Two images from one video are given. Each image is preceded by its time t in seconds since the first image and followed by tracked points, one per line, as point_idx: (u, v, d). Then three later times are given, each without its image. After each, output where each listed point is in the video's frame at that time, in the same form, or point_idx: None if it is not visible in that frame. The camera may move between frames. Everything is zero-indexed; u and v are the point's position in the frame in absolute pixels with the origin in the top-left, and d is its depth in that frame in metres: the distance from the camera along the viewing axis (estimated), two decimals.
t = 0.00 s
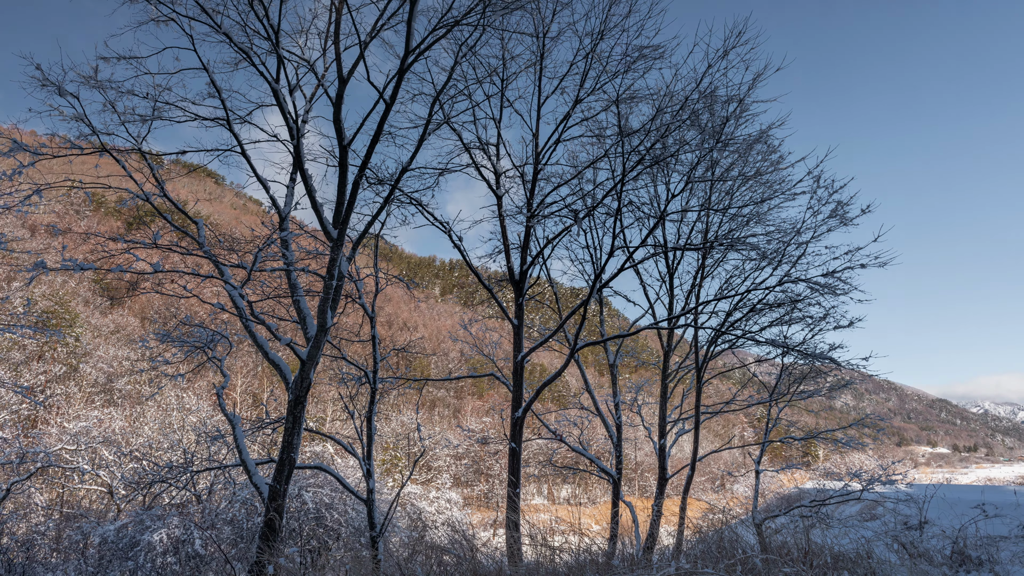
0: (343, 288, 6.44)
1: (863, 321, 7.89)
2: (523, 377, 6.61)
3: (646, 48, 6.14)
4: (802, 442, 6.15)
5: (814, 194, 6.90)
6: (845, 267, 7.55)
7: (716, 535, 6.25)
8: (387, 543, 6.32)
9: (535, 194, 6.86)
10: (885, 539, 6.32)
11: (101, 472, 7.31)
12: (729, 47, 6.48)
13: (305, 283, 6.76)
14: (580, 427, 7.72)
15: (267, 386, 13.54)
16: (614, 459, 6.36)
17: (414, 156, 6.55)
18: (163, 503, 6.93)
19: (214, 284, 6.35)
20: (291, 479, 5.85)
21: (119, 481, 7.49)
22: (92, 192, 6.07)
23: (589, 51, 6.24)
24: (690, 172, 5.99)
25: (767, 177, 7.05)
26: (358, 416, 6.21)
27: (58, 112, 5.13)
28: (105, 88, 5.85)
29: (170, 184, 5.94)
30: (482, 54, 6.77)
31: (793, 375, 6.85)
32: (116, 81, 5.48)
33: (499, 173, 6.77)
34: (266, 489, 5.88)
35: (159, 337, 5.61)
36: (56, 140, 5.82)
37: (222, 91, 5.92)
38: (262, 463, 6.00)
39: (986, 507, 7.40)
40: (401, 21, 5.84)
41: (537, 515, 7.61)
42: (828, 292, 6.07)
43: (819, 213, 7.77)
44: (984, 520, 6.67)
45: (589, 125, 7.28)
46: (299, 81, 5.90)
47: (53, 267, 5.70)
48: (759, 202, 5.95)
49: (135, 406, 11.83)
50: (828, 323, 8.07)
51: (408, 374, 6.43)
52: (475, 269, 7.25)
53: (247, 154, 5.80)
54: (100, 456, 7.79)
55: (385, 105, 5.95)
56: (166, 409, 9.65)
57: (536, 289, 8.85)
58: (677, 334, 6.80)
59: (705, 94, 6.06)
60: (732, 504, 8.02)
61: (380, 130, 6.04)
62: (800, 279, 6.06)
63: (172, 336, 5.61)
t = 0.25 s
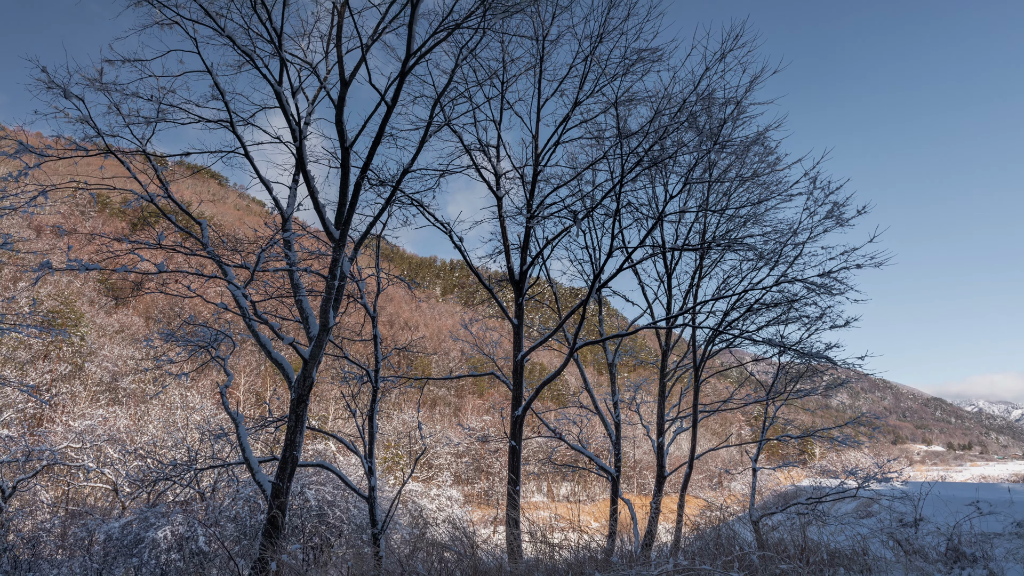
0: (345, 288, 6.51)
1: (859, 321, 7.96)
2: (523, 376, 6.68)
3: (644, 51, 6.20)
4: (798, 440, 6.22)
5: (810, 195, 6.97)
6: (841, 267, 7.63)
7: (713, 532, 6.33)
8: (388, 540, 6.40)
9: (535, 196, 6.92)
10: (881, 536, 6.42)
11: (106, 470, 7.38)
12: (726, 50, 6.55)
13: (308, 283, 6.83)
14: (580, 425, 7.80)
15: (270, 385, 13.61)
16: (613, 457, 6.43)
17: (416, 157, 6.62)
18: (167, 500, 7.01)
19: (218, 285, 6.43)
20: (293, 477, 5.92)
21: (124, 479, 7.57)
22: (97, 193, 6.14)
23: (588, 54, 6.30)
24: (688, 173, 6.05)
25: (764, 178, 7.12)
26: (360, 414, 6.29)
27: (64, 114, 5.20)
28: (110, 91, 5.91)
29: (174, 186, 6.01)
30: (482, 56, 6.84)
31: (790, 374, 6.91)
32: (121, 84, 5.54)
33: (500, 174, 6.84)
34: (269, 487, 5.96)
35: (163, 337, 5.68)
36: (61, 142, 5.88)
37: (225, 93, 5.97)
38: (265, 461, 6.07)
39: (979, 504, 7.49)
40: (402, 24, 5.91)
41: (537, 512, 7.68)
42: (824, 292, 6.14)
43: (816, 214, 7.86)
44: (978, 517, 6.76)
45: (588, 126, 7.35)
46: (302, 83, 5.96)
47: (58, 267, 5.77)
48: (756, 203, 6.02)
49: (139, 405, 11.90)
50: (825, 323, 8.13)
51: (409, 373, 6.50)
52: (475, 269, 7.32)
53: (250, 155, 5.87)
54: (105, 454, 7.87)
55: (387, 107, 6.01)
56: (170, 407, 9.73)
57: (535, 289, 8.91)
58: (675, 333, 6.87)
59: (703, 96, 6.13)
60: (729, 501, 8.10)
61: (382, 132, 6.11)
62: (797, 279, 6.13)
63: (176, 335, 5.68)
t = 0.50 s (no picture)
0: (347, 288, 6.57)
1: (854, 321, 8.03)
2: (523, 375, 6.75)
3: (643, 54, 6.28)
4: (795, 439, 6.29)
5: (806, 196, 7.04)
6: (837, 267, 7.71)
7: (711, 529, 6.40)
8: (390, 537, 6.48)
9: (535, 197, 6.99)
10: (877, 533, 6.52)
11: (111, 468, 7.45)
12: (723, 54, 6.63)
13: (310, 283, 6.90)
14: (579, 423, 7.88)
15: (273, 384, 13.68)
16: (612, 455, 6.50)
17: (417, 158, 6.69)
18: (171, 498, 7.08)
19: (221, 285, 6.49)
20: (296, 475, 5.99)
21: (128, 476, 7.64)
22: (102, 194, 6.20)
23: (587, 56, 6.36)
24: (686, 174, 6.12)
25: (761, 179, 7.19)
26: (362, 413, 6.35)
27: (70, 117, 5.27)
28: (115, 93, 5.97)
29: (178, 187, 6.07)
30: (482, 59, 6.92)
31: (786, 373, 6.97)
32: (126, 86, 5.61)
33: (500, 175, 6.92)
34: (272, 484, 6.02)
35: (167, 336, 5.75)
36: (67, 143, 5.95)
37: (228, 95, 6.04)
38: (268, 459, 6.13)
39: (974, 502, 7.58)
40: (404, 27, 5.98)
41: (537, 510, 7.76)
42: (820, 292, 6.22)
43: (811, 215, 8.29)
44: (972, 513, 6.86)
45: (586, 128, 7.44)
46: (304, 86, 6.03)
47: (64, 267, 5.83)
48: (753, 204, 6.10)
49: (143, 404, 11.97)
50: (821, 323, 8.20)
51: (410, 372, 6.57)
52: (475, 270, 7.39)
53: (253, 157, 5.93)
54: (110, 452, 7.95)
55: (388, 109, 6.08)
56: (174, 406, 9.81)
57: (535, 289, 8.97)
58: (673, 332, 6.94)
59: (700, 98, 6.20)
60: (726, 499, 8.19)
61: (383, 134, 6.17)
62: (793, 279, 6.21)
63: (180, 335, 5.74)
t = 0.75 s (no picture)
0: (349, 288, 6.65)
1: (850, 321, 8.10)
2: (523, 374, 6.82)
3: (641, 57, 6.35)
4: (792, 437, 6.36)
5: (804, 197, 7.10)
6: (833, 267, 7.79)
7: (709, 527, 6.48)
8: (391, 534, 6.56)
9: (535, 197, 7.06)
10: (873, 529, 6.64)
11: (115, 466, 7.53)
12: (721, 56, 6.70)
13: (312, 283, 6.96)
14: (578, 422, 7.95)
15: (276, 382, 13.76)
16: (611, 453, 6.57)
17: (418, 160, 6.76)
18: (174, 495, 7.17)
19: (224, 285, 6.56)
20: (298, 473, 6.05)
21: (133, 474, 7.72)
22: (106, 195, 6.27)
23: (586, 59, 6.42)
24: (684, 176, 6.19)
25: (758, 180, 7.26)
26: (364, 411, 6.42)
27: (76, 119, 5.34)
28: (119, 95, 6.04)
29: (182, 188, 6.15)
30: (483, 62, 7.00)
31: (783, 372, 7.03)
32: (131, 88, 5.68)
33: (500, 177, 7.00)
34: (275, 482, 6.09)
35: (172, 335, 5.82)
36: (72, 145, 6.02)
37: (232, 97, 6.11)
38: (271, 457, 6.20)
39: (969, 499, 7.67)
40: (405, 30, 6.06)
41: (537, 507, 7.85)
42: (817, 292, 6.28)
43: (808, 216, 8.40)
44: (966, 511, 6.96)
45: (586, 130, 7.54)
46: (307, 88, 6.10)
47: (69, 267, 5.90)
48: (750, 205, 6.16)
49: (148, 402, 12.05)
50: (817, 322, 8.28)
51: (411, 371, 6.65)
52: (476, 270, 7.46)
53: (256, 158, 6.01)
54: (115, 450, 8.03)
55: (390, 111, 6.15)
56: (178, 405, 9.90)
57: (534, 289, 9.04)
58: (671, 332, 7.01)
59: (698, 101, 6.26)
60: (724, 496, 8.28)
61: (385, 136, 6.24)
62: (790, 279, 6.27)
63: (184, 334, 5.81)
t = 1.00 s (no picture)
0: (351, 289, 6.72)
1: (846, 321, 8.19)
2: (522, 373, 6.89)
3: (640, 59, 6.41)
4: (789, 435, 6.44)
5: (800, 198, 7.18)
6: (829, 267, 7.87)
7: (706, 525, 6.56)
8: (393, 531, 6.66)
9: (534, 199, 7.13)
10: (869, 527, 6.71)
11: (120, 464, 7.62)
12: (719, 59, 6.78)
13: (315, 283, 7.04)
14: (577, 420, 8.04)
15: (278, 381, 13.85)
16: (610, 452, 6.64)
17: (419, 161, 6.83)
18: (178, 493, 7.26)
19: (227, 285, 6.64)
20: (301, 471, 6.13)
21: (137, 472, 7.81)
22: (111, 196, 6.35)
23: (585, 62, 6.50)
24: (682, 177, 6.26)
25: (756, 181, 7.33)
26: (365, 410, 6.50)
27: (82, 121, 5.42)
28: (124, 98, 6.12)
29: (186, 189, 6.22)
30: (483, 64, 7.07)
31: (780, 371, 7.09)
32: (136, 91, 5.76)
33: (500, 178, 7.07)
34: (277, 479, 6.17)
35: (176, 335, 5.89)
36: (77, 147, 6.10)
37: (235, 100, 6.18)
38: (273, 455, 6.27)
39: (963, 497, 7.75)
40: (406, 33, 6.12)
41: (537, 504, 7.94)
42: (813, 292, 6.36)
43: (804, 217, 8.26)
44: (961, 508, 7.06)
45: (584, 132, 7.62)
46: (309, 90, 6.17)
47: (74, 268, 5.98)
48: (747, 206, 6.24)
49: (153, 400, 12.08)
50: (813, 322, 8.37)
51: (412, 370, 6.73)
52: (476, 270, 7.53)
53: (259, 160, 6.08)
54: (120, 449, 8.12)
55: (391, 113, 6.22)
56: (182, 403, 10.00)
57: (534, 289, 9.11)
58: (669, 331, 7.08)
59: (696, 103, 6.34)
60: (722, 494, 8.37)
61: (386, 137, 6.31)
62: (786, 279, 6.35)
63: (188, 334, 5.89)
